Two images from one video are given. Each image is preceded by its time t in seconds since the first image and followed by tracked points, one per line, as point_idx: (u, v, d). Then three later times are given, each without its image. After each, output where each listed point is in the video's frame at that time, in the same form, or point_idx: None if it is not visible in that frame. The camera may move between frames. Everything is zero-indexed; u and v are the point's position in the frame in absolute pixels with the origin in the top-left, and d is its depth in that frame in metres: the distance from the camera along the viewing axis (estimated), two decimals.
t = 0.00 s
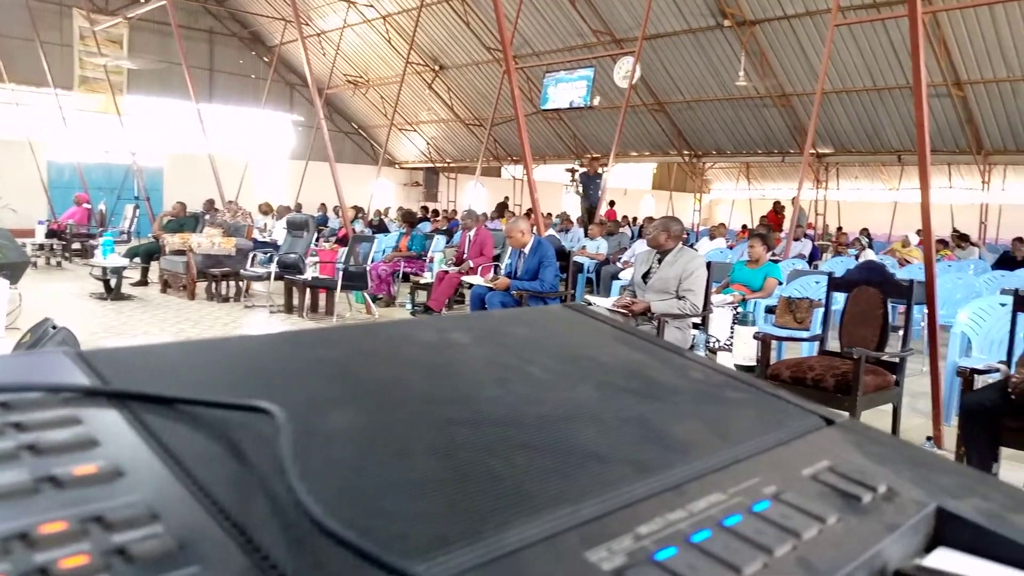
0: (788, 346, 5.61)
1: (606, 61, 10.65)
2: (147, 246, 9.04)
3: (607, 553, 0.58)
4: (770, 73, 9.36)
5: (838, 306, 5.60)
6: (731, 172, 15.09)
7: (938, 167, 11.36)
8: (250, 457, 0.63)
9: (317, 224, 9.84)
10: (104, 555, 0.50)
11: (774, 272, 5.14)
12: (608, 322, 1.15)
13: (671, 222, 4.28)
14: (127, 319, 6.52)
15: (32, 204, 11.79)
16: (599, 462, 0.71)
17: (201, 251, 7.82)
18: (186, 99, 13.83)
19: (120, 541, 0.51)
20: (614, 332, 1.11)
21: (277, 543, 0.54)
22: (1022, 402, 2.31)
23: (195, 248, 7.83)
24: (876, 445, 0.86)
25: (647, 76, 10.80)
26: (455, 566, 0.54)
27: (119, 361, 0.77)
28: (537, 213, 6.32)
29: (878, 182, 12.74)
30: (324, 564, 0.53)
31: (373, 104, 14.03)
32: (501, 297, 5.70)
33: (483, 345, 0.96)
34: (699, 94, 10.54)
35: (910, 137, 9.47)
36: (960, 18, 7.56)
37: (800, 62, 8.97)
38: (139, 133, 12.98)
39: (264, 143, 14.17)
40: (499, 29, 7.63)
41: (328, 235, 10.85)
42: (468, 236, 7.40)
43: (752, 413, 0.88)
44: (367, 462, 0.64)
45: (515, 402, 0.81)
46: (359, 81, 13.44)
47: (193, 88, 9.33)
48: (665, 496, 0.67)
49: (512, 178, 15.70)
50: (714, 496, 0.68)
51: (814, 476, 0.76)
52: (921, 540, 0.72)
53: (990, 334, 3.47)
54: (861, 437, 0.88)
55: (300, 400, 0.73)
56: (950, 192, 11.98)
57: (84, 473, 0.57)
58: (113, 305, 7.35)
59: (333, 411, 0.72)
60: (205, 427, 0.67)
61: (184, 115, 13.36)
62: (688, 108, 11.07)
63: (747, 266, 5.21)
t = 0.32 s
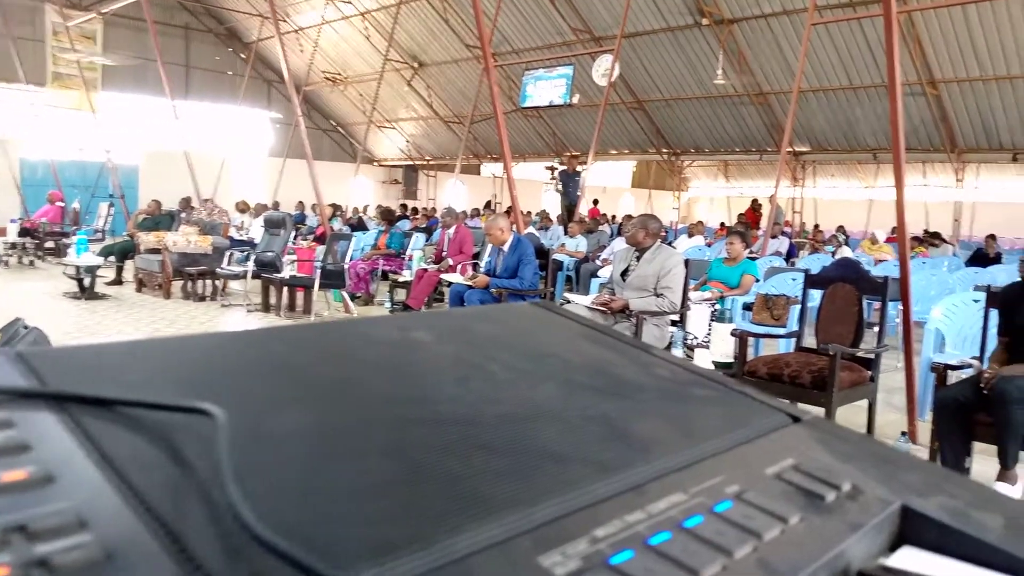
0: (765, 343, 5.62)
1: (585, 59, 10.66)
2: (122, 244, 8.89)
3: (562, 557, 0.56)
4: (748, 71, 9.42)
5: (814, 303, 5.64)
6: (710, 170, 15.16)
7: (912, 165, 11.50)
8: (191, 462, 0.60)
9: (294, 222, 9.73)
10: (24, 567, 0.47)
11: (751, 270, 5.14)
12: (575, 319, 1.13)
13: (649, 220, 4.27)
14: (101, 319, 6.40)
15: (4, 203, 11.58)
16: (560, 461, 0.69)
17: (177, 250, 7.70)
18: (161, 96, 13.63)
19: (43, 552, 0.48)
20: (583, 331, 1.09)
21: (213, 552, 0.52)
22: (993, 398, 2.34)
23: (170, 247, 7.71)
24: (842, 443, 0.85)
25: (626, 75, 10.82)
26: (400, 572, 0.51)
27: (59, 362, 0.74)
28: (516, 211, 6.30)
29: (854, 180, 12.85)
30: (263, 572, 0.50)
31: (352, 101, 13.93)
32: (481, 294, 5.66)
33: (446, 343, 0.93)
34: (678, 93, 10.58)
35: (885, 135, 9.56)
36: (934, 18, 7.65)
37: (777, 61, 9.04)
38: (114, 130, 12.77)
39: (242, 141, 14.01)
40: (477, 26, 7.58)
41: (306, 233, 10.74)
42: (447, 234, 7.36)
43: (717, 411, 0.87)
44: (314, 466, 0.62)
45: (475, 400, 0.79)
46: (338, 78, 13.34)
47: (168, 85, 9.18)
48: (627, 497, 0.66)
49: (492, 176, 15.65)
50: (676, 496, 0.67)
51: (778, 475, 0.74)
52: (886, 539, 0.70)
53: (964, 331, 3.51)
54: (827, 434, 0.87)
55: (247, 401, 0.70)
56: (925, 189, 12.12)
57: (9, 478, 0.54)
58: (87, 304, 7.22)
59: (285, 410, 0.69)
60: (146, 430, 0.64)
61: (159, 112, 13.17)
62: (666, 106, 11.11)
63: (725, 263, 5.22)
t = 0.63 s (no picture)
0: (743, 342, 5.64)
1: (563, 59, 10.68)
2: (95, 244, 8.74)
3: (522, 558, 0.55)
4: (725, 72, 9.49)
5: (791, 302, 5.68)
6: (688, 171, 15.22)
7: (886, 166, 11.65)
8: (136, 464, 0.58)
9: (271, 222, 9.63)
10: None
11: (728, 270, 5.15)
12: (547, 316, 1.12)
13: (627, 220, 4.26)
14: (73, 321, 6.28)
15: None
16: (524, 460, 0.67)
17: (151, 250, 7.58)
18: (136, 95, 13.42)
19: None
20: (554, 328, 1.07)
21: (154, 559, 0.50)
22: (966, 396, 2.36)
23: (145, 247, 7.59)
24: (813, 440, 0.84)
25: (604, 75, 10.83)
26: None
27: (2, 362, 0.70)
28: (495, 210, 6.26)
29: (829, 181, 12.98)
30: None
31: (330, 101, 13.83)
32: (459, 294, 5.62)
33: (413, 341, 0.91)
34: (655, 94, 10.63)
35: (860, 137, 9.66)
36: (907, 21, 7.75)
37: (753, 61, 9.10)
38: (86, 130, 12.54)
39: (218, 140, 13.84)
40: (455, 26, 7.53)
41: (283, 233, 10.63)
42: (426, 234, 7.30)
43: (687, 409, 0.85)
44: (267, 466, 0.59)
45: (440, 398, 0.77)
46: (315, 77, 13.24)
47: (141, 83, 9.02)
48: (591, 496, 0.64)
49: (471, 175, 15.60)
50: (643, 495, 0.65)
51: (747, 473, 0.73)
52: (856, 536, 0.69)
53: (938, 330, 3.54)
54: (796, 431, 0.86)
55: (200, 400, 0.68)
56: (899, 190, 12.26)
57: None
58: (59, 305, 7.08)
59: (239, 411, 0.67)
60: (90, 433, 0.61)
61: (134, 111, 12.98)
62: (645, 107, 11.15)
63: (702, 263, 5.23)
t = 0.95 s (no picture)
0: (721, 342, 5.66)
1: (543, 60, 10.70)
2: (69, 246, 8.59)
3: (493, 563, 0.53)
4: (704, 74, 9.55)
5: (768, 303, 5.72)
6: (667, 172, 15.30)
7: (862, 167, 11.81)
8: (92, 468, 0.56)
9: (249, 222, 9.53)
10: None
11: (706, 270, 5.17)
12: (523, 316, 1.10)
13: (605, 221, 4.27)
14: (46, 323, 6.15)
15: None
16: (497, 462, 0.66)
17: (127, 251, 7.45)
18: (112, 94, 13.21)
19: None
20: (530, 328, 1.06)
21: (109, 569, 0.48)
22: (941, 394, 2.38)
23: (121, 248, 7.47)
24: (790, 439, 0.83)
25: (585, 77, 10.85)
26: None
27: None
28: (475, 211, 6.24)
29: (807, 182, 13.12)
30: None
31: (309, 101, 13.73)
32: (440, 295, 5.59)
33: (386, 341, 0.89)
34: (635, 95, 10.67)
35: (837, 139, 9.76)
36: (885, 24, 7.85)
37: (732, 63, 9.18)
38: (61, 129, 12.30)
39: (196, 140, 13.66)
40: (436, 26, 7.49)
41: (261, 234, 10.52)
42: (407, 235, 7.25)
43: (663, 409, 0.84)
44: (230, 470, 0.58)
45: (412, 399, 0.75)
46: (294, 77, 13.15)
47: (117, 82, 8.88)
48: (566, 499, 0.63)
49: (451, 176, 15.55)
50: (618, 497, 0.64)
51: (723, 473, 0.72)
52: (831, 539, 0.69)
53: (913, 329, 3.58)
54: (772, 430, 0.85)
55: (162, 402, 0.66)
56: (874, 191, 12.40)
57: None
58: (32, 307, 6.94)
59: (202, 413, 0.65)
60: (44, 438, 0.58)
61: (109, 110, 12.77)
62: (625, 109, 11.18)
63: (681, 264, 5.23)
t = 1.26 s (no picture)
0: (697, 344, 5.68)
1: (518, 64, 10.71)
2: (37, 249, 8.41)
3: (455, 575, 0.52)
4: (678, 79, 9.62)
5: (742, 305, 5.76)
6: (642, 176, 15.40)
7: (834, 171, 11.97)
8: (31, 482, 0.53)
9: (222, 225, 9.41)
10: None
11: (681, 273, 5.18)
12: (491, 319, 1.08)
13: (580, 224, 4.26)
14: (12, 327, 6.00)
15: None
16: (463, 472, 0.64)
17: (97, 255, 7.31)
18: (81, 96, 12.97)
19: None
20: (499, 331, 1.04)
21: None
22: (912, 394, 2.40)
23: (90, 251, 7.32)
24: (760, 443, 0.82)
25: (560, 81, 10.87)
26: None
27: None
28: (451, 214, 6.20)
29: (779, 185, 13.27)
30: None
31: (283, 103, 13.61)
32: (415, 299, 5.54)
33: (350, 346, 0.87)
34: (610, 99, 10.71)
35: (810, 143, 9.87)
36: (855, 30, 7.96)
37: (706, 68, 9.25)
38: (27, 131, 12.04)
39: (168, 141, 13.47)
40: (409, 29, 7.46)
41: (234, 237, 10.38)
42: (382, 238, 7.19)
43: (632, 413, 0.83)
44: (179, 485, 0.56)
45: (376, 407, 0.73)
46: (268, 79, 13.03)
47: (86, 82, 8.71)
48: (531, 507, 0.61)
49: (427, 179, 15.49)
50: (584, 505, 0.63)
51: (692, 479, 0.71)
52: (802, 544, 0.68)
53: (884, 330, 3.61)
54: (742, 435, 0.84)
55: (109, 414, 0.63)
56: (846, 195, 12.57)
57: None
58: None
59: (153, 426, 0.63)
60: None
61: (78, 111, 12.54)
62: (600, 112, 11.23)
63: (656, 267, 5.23)
